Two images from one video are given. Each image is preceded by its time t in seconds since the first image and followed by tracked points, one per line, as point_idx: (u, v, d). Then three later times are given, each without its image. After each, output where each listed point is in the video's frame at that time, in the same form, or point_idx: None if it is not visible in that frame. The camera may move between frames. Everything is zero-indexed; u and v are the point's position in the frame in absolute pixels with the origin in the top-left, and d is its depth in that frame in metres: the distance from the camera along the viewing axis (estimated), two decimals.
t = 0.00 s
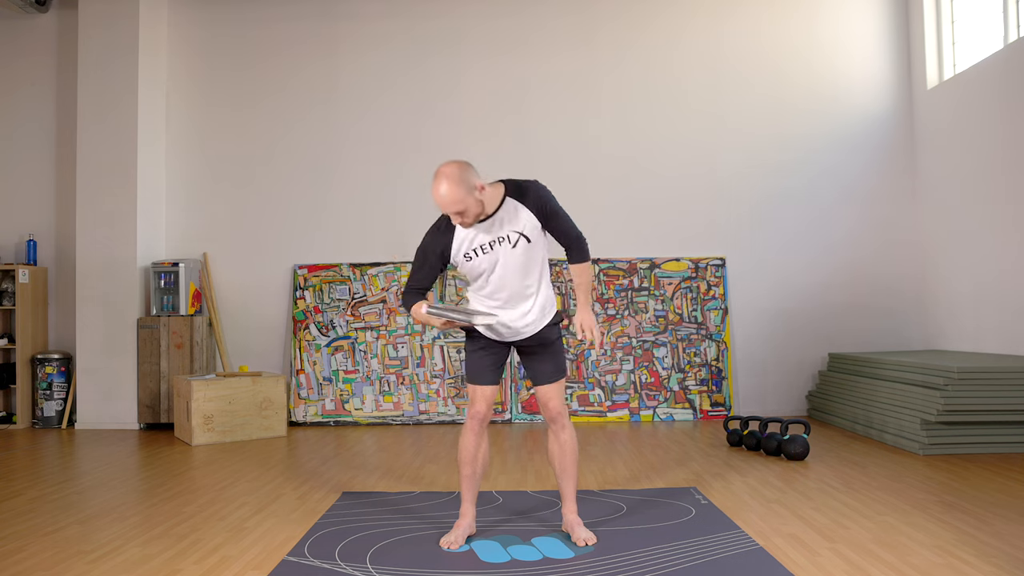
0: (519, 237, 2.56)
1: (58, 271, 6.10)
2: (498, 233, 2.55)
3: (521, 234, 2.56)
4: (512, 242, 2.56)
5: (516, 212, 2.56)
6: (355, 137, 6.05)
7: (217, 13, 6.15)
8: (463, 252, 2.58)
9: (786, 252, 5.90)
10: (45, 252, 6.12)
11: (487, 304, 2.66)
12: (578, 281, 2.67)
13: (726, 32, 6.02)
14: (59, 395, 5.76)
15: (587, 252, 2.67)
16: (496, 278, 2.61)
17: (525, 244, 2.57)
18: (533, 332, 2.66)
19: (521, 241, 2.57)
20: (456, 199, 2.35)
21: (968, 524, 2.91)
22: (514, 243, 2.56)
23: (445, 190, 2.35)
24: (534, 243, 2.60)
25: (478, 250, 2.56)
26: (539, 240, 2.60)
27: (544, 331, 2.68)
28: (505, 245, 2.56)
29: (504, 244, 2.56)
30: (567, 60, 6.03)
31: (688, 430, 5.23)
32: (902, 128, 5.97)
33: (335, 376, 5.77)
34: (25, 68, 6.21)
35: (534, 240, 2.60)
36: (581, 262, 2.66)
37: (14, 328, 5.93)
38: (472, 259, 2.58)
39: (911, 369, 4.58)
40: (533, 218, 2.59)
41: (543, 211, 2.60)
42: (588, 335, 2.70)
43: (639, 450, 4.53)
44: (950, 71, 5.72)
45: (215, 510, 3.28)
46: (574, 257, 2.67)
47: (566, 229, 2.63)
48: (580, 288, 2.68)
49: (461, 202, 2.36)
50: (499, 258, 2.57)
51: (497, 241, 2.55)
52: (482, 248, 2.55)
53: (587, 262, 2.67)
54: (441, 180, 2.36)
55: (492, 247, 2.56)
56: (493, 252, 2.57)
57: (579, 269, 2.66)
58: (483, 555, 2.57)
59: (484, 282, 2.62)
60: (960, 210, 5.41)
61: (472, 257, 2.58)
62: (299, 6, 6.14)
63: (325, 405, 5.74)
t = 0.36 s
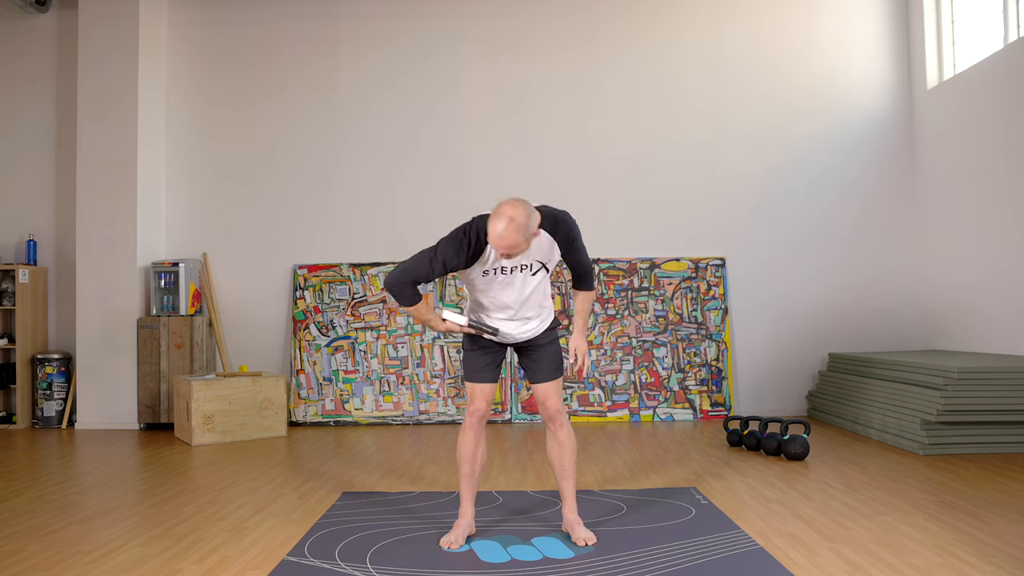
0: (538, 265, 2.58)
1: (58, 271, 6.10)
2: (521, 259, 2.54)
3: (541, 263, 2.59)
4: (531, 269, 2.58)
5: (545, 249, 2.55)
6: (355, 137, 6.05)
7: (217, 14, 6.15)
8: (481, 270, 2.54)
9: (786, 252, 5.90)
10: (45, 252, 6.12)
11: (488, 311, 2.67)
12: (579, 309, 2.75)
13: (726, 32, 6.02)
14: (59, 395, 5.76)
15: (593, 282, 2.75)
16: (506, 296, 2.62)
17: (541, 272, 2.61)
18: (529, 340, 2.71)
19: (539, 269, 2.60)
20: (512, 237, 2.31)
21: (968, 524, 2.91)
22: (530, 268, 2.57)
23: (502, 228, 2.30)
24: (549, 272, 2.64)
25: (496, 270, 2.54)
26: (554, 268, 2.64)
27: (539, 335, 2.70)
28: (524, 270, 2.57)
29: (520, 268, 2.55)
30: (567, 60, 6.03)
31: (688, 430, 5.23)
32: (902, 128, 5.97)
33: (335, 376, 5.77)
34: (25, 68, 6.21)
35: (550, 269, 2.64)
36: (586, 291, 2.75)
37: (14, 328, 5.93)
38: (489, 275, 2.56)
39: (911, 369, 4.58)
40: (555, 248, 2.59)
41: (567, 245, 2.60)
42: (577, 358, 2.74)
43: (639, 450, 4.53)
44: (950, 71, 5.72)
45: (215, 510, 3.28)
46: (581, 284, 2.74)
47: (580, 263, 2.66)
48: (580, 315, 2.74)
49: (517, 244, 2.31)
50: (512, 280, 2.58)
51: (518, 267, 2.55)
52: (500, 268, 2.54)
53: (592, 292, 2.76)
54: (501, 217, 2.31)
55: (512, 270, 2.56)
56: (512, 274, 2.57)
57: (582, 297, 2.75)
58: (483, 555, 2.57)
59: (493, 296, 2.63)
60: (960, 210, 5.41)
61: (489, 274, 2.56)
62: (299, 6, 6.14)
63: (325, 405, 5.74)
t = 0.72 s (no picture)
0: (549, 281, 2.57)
1: (58, 271, 6.10)
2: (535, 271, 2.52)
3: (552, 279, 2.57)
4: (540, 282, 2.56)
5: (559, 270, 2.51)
6: (355, 137, 6.05)
7: (217, 14, 6.15)
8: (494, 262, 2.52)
9: (786, 252, 5.90)
10: (45, 252, 6.12)
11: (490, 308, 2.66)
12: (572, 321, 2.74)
13: (726, 32, 6.02)
14: (59, 395, 5.76)
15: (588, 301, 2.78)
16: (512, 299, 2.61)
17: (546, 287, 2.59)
18: (525, 342, 2.70)
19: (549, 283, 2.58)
20: (550, 258, 2.21)
21: (968, 524, 2.90)
22: (537, 279, 2.54)
23: (545, 246, 2.21)
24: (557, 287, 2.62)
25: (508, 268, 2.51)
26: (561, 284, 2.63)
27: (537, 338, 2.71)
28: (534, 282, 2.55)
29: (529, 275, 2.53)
30: (567, 60, 6.03)
31: (688, 430, 5.23)
32: (902, 128, 5.97)
33: (335, 376, 5.77)
34: (25, 68, 6.21)
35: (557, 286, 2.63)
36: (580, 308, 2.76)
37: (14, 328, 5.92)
38: (500, 276, 2.54)
39: (911, 369, 4.58)
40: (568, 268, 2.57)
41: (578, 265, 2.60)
42: (569, 370, 2.64)
43: (640, 450, 4.53)
44: (950, 71, 5.72)
45: (215, 510, 3.28)
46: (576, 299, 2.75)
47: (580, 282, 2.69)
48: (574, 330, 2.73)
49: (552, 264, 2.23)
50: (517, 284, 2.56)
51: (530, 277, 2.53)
52: (511, 268, 2.51)
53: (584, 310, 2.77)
54: (549, 235, 2.21)
55: (524, 279, 2.53)
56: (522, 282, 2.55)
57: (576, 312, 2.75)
58: (483, 555, 2.57)
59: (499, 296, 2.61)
60: (960, 210, 5.40)
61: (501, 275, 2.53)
62: (298, 6, 6.14)
63: (325, 405, 5.74)
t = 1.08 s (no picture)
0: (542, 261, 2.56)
1: (58, 271, 6.11)
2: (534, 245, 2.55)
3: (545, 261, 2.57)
4: (534, 260, 2.56)
5: (554, 249, 2.56)
6: (355, 137, 6.05)
7: (217, 13, 6.15)
8: (499, 228, 2.59)
9: (786, 252, 5.90)
10: (45, 252, 6.12)
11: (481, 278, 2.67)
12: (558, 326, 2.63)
13: (726, 32, 6.02)
14: (59, 395, 5.76)
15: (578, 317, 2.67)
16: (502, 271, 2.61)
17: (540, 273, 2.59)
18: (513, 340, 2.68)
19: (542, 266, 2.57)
20: (551, 221, 2.44)
21: (968, 524, 2.91)
22: (533, 255, 2.56)
23: (549, 207, 2.43)
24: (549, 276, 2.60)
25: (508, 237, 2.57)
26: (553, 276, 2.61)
27: (527, 339, 2.68)
28: (528, 256, 2.56)
29: (526, 249, 2.56)
30: (567, 60, 6.03)
31: (688, 430, 5.23)
32: (902, 128, 5.97)
33: (335, 376, 5.77)
34: (25, 68, 6.21)
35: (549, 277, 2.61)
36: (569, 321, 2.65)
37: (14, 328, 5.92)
38: (501, 239, 2.59)
39: (911, 369, 4.58)
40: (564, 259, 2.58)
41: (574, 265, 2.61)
42: (540, 368, 2.61)
43: (639, 450, 4.52)
44: (950, 71, 5.72)
45: (216, 510, 3.28)
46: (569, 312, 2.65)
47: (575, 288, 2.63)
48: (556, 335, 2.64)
49: (550, 223, 2.45)
50: (513, 260, 2.58)
51: (526, 249, 2.56)
52: (512, 237, 2.57)
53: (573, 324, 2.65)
54: (556, 198, 2.42)
55: (521, 249, 2.56)
56: (518, 253, 2.57)
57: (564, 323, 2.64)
58: (483, 555, 2.57)
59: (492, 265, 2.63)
60: (960, 210, 5.41)
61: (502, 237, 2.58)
62: (298, 6, 6.14)
63: (325, 405, 5.74)
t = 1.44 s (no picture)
0: (522, 227, 2.57)
1: (58, 271, 6.11)
2: (518, 209, 2.59)
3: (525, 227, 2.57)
4: (515, 224, 2.58)
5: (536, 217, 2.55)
6: (355, 137, 6.05)
7: (217, 13, 6.15)
8: (494, 195, 2.68)
9: (785, 252, 5.90)
10: (45, 252, 6.12)
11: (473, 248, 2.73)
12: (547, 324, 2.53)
13: (726, 32, 6.02)
14: (59, 395, 5.76)
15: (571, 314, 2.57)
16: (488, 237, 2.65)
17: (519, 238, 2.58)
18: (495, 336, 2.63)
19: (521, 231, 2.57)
20: (536, 160, 2.45)
21: (968, 524, 2.91)
22: (516, 217, 2.58)
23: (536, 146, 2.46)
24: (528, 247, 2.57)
25: (500, 201, 2.65)
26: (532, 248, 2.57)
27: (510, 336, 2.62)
28: (511, 220, 2.59)
29: (511, 212, 2.60)
30: (567, 60, 6.03)
31: (688, 430, 5.23)
32: (901, 128, 5.97)
33: (335, 376, 5.77)
34: (25, 68, 6.21)
35: (527, 248, 2.57)
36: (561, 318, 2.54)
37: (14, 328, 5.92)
38: (494, 205, 2.67)
39: (911, 368, 4.58)
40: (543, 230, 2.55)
41: (555, 238, 2.54)
42: (520, 366, 2.47)
43: (639, 450, 4.53)
44: (950, 71, 5.72)
45: (215, 510, 3.28)
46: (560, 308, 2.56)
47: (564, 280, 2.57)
48: (542, 334, 2.52)
49: (536, 155, 2.45)
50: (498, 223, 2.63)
51: (511, 213, 2.60)
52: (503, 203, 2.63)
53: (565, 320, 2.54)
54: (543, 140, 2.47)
55: (507, 212, 2.61)
56: (504, 217, 2.62)
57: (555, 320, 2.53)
58: (483, 555, 2.57)
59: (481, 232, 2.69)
60: (960, 210, 5.41)
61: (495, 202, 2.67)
62: (298, 6, 6.14)
63: (325, 405, 5.74)
